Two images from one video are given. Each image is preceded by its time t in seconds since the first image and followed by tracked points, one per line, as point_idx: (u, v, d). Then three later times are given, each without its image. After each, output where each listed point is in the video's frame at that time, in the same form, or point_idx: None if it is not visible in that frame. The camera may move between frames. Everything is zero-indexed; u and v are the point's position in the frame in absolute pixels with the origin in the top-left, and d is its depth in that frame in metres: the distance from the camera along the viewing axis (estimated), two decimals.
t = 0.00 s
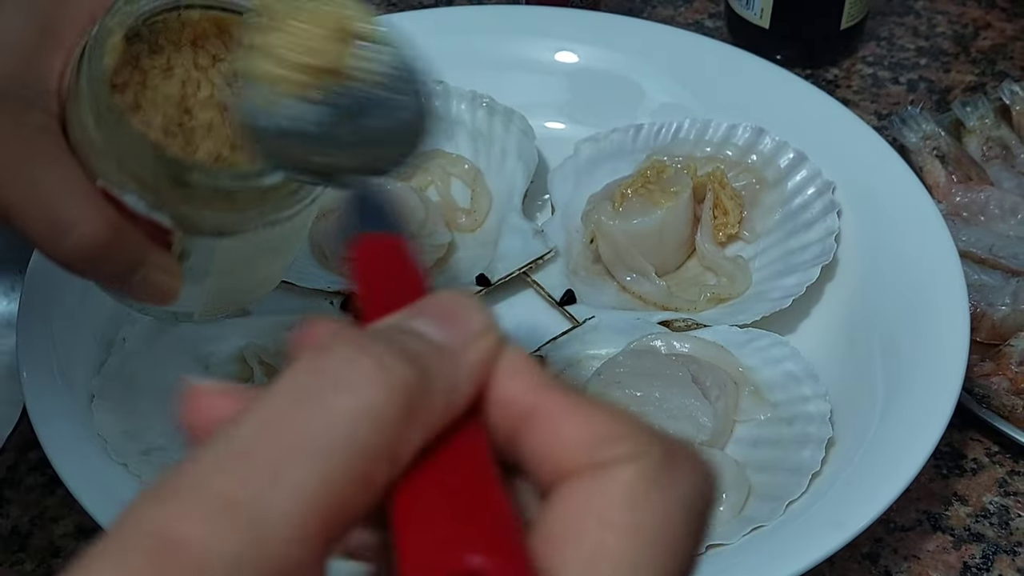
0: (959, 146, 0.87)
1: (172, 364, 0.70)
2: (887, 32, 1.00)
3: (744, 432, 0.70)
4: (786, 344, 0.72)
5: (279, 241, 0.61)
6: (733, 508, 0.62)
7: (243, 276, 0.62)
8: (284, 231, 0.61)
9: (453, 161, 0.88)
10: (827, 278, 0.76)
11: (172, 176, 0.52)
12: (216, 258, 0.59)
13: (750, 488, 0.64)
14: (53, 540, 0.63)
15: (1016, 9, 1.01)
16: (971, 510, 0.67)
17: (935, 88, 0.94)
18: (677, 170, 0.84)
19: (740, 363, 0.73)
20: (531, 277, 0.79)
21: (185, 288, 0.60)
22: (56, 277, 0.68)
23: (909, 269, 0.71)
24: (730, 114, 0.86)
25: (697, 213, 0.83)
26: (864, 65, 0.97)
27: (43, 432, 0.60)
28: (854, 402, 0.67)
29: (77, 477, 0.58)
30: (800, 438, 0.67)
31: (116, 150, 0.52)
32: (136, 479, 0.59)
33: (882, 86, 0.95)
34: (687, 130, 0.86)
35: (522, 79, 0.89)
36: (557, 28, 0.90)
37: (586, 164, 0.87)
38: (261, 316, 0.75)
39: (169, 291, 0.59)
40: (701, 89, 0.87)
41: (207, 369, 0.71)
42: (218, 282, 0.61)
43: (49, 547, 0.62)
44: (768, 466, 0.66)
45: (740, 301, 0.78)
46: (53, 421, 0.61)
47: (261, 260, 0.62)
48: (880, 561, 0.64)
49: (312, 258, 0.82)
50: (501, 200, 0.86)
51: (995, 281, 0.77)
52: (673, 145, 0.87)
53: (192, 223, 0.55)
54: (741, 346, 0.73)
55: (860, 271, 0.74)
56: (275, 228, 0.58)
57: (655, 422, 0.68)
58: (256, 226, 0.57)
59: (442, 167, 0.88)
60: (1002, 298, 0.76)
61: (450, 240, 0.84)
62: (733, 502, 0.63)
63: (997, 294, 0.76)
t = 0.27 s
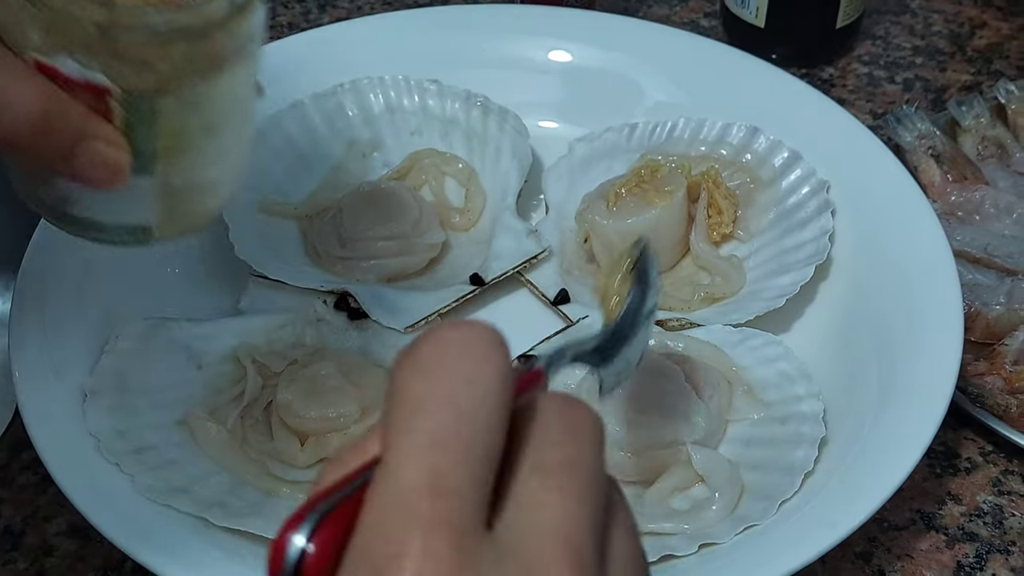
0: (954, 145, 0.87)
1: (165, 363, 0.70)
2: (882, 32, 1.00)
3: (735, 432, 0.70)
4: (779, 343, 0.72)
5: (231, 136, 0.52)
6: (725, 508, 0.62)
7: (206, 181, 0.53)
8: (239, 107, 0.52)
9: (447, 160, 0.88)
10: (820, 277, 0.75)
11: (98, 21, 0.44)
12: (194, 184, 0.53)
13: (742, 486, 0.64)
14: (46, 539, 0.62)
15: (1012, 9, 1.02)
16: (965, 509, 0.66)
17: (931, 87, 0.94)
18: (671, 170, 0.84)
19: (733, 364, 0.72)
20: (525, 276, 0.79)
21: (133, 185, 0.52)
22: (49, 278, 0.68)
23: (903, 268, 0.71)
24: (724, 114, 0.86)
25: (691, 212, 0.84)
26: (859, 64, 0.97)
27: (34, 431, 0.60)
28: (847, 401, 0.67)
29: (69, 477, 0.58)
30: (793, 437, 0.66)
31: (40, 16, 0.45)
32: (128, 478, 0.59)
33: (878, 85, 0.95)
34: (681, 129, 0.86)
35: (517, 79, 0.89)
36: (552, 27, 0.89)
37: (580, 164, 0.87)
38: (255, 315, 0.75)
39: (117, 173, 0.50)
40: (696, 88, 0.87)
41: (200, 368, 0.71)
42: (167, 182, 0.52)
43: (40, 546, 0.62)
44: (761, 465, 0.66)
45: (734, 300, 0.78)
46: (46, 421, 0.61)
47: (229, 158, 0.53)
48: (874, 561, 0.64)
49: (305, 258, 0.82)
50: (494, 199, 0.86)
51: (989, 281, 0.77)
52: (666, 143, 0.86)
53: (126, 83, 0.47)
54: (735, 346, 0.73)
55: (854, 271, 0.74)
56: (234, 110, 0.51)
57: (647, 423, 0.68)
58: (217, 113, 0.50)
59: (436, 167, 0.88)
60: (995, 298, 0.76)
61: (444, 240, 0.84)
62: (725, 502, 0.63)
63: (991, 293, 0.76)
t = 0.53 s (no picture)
0: (953, 141, 0.87)
1: (164, 357, 0.70)
2: (883, 27, 1.00)
3: (734, 428, 0.69)
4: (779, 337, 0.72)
5: (143, 70, 0.60)
6: (724, 501, 0.62)
7: (113, 124, 0.59)
8: (144, 47, 0.59)
9: (446, 155, 0.88)
10: (819, 273, 0.75)
11: None
12: (96, 124, 0.58)
13: (740, 481, 0.64)
14: (45, 532, 0.63)
15: (1012, 5, 1.02)
16: (964, 504, 0.66)
17: (931, 83, 0.94)
18: (671, 164, 0.84)
19: (732, 358, 0.72)
20: (524, 272, 0.79)
21: (40, 127, 0.56)
22: (50, 273, 0.69)
23: (903, 264, 0.71)
24: (723, 109, 0.86)
25: (691, 208, 0.83)
26: (859, 60, 0.97)
27: (34, 427, 0.60)
28: (846, 396, 0.67)
29: (69, 472, 0.58)
30: (792, 432, 0.66)
31: None
32: (127, 471, 0.59)
33: (877, 81, 0.95)
34: (681, 125, 0.86)
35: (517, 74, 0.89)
36: (551, 23, 0.89)
37: (579, 159, 0.87)
38: (254, 310, 0.75)
39: (23, 113, 0.54)
40: (695, 83, 0.87)
41: (199, 361, 0.71)
42: (71, 122, 0.57)
43: (40, 539, 0.62)
44: (760, 459, 0.66)
45: (733, 295, 0.78)
46: (46, 415, 0.61)
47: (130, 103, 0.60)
48: (872, 556, 0.64)
49: (304, 254, 0.82)
50: (493, 194, 0.86)
51: (989, 277, 0.77)
52: (664, 139, 0.86)
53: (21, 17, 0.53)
54: (734, 341, 0.73)
55: (854, 266, 0.74)
56: (130, 52, 0.58)
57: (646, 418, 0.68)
58: (115, 51, 0.57)
59: (435, 162, 0.87)
60: (995, 294, 0.76)
61: (443, 235, 0.84)
62: (723, 496, 0.63)
63: (991, 289, 0.76)
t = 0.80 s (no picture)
0: (952, 137, 0.87)
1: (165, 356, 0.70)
2: (882, 23, 1.00)
3: (734, 425, 0.70)
4: (778, 334, 0.72)
5: (106, 62, 0.64)
6: (723, 498, 0.62)
7: (77, 115, 0.63)
8: (105, 39, 0.64)
9: (446, 152, 0.88)
10: (819, 269, 0.75)
11: None
12: (61, 115, 0.62)
13: (739, 479, 0.64)
14: (46, 531, 0.63)
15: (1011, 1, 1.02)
16: (964, 500, 0.67)
17: (930, 79, 0.94)
18: (669, 162, 0.84)
19: (732, 355, 0.72)
20: (524, 269, 0.79)
21: (6, 120, 0.61)
22: (50, 273, 0.68)
23: (902, 260, 0.71)
24: (722, 107, 0.86)
25: (690, 205, 0.83)
26: (858, 56, 0.97)
27: (35, 426, 0.60)
28: (846, 392, 0.67)
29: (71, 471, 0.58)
30: (791, 429, 0.66)
31: None
32: (128, 470, 0.59)
33: (876, 77, 0.95)
34: (681, 121, 0.86)
35: (516, 71, 0.89)
36: (550, 20, 0.89)
37: (579, 157, 0.87)
38: (255, 308, 0.75)
39: None
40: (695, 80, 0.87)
41: (200, 360, 0.71)
42: (37, 113, 0.61)
43: (40, 538, 0.62)
44: (760, 456, 0.66)
45: (733, 293, 0.78)
46: (46, 415, 0.61)
47: (94, 94, 0.64)
48: (872, 552, 0.64)
49: (304, 251, 0.82)
50: (493, 192, 0.86)
51: (988, 273, 0.77)
52: (661, 138, 0.86)
53: None
54: (734, 338, 0.73)
55: (854, 263, 0.74)
56: (92, 45, 0.62)
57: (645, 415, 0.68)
58: (76, 45, 0.61)
59: (434, 159, 0.88)
60: (995, 290, 0.76)
61: (443, 232, 0.84)
62: (723, 493, 0.63)
63: (990, 285, 0.76)
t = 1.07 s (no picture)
0: (953, 133, 0.87)
1: (164, 353, 0.70)
2: (882, 19, 1.00)
3: (734, 423, 0.69)
4: (779, 330, 0.72)
5: (100, 63, 0.68)
6: (725, 495, 0.62)
7: (78, 113, 0.68)
8: (98, 40, 0.67)
9: (446, 149, 0.88)
10: (819, 266, 0.75)
11: None
12: (57, 113, 0.66)
13: (739, 477, 0.64)
14: (45, 529, 0.62)
15: None
16: (964, 497, 0.66)
17: (930, 76, 0.94)
18: (669, 159, 0.84)
19: (730, 354, 0.73)
20: (523, 266, 0.78)
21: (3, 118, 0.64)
22: (49, 271, 0.68)
23: (902, 257, 0.70)
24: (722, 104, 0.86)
25: (690, 201, 0.84)
26: (858, 53, 0.96)
27: (34, 424, 0.60)
28: (846, 388, 0.67)
29: (70, 469, 0.58)
30: (792, 426, 0.66)
31: None
32: (127, 468, 0.59)
33: (877, 74, 0.94)
34: (680, 117, 0.86)
35: (516, 68, 0.89)
36: (550, 16, 0.89)
37: (578, 154, 0.87)
38: (254, 305, 0.75)
39: None
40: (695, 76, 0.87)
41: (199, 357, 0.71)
42: (32, 112, 0.65)
43: (40, 536, 0.62)
44: (760, 454, 0.66)
45: (733, 289, 0.78)
46: (46, 413, 0.60)
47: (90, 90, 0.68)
48: (873, 549, 0.64)
49: (303, 248, 0.82)
50: (493, 188, 0.86)
51: (989, 270, 0.77)
52: (665, 134, 0.87)
53: None
54: (734, 334, 0.73)
55: (854, 259, 0.74)
56: (88, 46, 0.66)
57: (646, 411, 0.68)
58: (73, 45, 0.64)
59: (434, 155, 0.87)
60: (995, 286, 0.76)
61: (442, 229, 0.84)
62: (724, 490, 0.62)
63: (991, 281, 0.76)
